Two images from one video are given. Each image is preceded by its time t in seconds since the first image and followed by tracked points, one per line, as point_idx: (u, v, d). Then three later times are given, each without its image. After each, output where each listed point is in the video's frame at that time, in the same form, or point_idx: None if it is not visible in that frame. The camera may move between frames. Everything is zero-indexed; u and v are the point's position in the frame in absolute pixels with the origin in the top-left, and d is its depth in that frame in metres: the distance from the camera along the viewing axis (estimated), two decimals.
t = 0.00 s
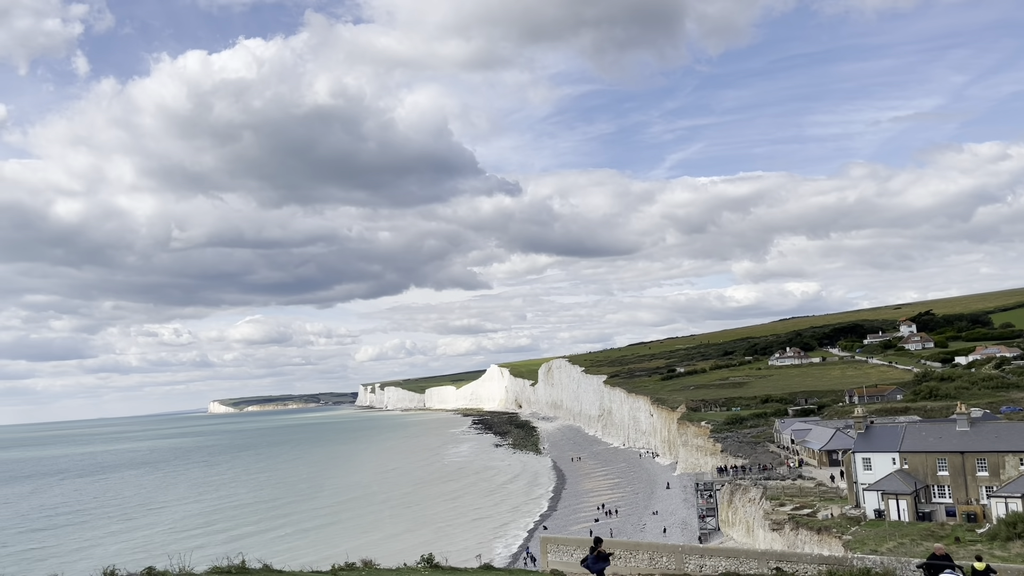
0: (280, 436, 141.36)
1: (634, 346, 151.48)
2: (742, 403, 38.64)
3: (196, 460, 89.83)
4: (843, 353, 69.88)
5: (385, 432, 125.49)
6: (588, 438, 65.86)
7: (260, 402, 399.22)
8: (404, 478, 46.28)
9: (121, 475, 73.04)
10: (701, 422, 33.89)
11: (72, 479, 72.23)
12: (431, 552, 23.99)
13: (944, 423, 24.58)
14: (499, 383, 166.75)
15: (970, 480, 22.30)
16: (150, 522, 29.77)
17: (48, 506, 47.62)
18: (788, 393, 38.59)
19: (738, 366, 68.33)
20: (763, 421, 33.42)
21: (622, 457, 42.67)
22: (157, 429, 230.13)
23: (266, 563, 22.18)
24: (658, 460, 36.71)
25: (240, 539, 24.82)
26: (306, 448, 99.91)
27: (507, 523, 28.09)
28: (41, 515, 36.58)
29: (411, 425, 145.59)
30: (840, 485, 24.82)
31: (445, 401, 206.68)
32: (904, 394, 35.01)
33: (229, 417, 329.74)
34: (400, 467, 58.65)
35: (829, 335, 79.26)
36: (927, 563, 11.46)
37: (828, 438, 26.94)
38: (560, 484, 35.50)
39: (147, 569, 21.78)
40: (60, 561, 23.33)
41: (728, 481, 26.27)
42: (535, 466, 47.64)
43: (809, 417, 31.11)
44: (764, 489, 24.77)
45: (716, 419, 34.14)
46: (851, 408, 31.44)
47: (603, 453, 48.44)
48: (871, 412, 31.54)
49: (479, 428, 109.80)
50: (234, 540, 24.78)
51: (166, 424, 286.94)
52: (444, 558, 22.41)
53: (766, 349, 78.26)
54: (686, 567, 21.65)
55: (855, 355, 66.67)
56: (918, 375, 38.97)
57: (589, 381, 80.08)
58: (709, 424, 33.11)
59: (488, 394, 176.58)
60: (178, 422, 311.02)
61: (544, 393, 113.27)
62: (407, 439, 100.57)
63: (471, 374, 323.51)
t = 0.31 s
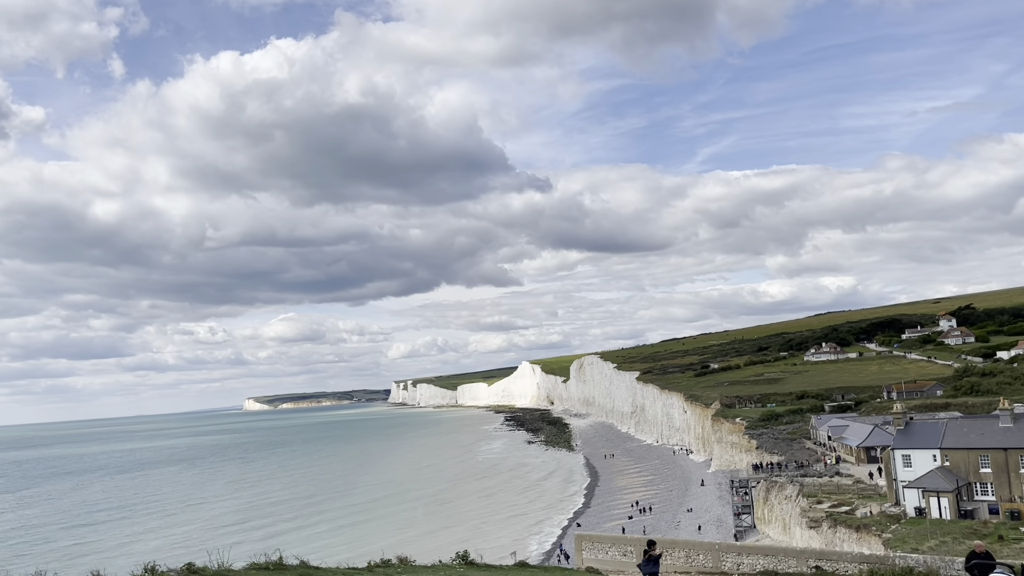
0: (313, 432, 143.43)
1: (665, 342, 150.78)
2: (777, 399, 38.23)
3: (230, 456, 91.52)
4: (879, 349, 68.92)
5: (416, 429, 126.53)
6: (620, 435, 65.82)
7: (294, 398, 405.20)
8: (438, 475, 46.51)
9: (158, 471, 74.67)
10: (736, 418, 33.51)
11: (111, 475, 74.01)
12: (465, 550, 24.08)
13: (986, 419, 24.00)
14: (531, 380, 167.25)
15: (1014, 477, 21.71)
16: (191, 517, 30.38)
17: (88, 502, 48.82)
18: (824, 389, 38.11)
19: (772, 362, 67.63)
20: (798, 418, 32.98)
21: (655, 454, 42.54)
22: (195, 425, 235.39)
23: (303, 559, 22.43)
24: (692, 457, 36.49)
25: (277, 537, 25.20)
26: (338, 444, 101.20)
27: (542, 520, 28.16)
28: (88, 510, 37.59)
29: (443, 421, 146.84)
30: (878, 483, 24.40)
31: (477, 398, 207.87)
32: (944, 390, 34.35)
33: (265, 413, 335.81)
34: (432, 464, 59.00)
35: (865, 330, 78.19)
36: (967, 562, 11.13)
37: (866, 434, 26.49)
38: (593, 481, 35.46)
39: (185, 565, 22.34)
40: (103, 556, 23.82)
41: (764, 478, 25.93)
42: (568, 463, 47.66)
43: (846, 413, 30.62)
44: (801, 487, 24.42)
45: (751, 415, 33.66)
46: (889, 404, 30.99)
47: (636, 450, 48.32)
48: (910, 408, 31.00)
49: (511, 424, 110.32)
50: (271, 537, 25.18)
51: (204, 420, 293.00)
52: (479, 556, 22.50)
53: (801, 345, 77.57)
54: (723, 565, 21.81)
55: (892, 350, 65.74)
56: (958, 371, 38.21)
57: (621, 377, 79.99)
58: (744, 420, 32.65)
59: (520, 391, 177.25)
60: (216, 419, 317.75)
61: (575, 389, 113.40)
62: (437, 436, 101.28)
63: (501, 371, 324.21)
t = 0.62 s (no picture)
0: (352, 428, 145.84)
1: (704, 338, 149.54)
2: (819, 395, 37.77)
3: (270, 452, 93.56)
4: (925, 343, 67.60)
5: (452, 425, 127.67)
6: (659, 431, 65.70)
7: (335, 394, 411.33)
8: (477, 471, 46.83)
9: (201, 466, 76.71)
10: (777, 414, 33.17)
11: (156, 470, 76.27)
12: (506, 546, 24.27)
13: None
14: (568, 375, 167.29)
15: None
16: (238, 510, 31.24)
17: (135, 495, 50.39)
18: (868, 385, 37.51)
19: (814, 357, 66.69)
20: (842, 413, 32.47)
21: (694, 449, 42.41)
22: (238, 421, 241.29)
23: (347, 554, 22.86)
24: (732, 453, 36.29)
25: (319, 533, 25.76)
26: (375, 440, 102.58)
27: (584, 516, 28.35)
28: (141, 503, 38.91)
29: (482, 417, 148.01)
30: (926, 480, 23.92)
31: (515, 394, 209.10)
32: (994, 385, 33.55)
33: (307, 408, 342.20)
34: (470, 460, 59.37)
35: (910, 325, 76.70)
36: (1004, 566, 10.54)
37: (911, 430, 26.01)
38: (633, 477, 35.51)
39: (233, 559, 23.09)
40: (154, 548, 24.55)
41: (806, 475, 25.62)
42: (607, 458, 47.76)
43: (891, 409, 30.08)
44: (845, 484, 24.04)
45: (794, 411, 33.25)
46: (936, 400, 30.45)
47: (675, 446, 48.09)
48: (959, 404, 30.34)
49: (550, 420, 110.82)
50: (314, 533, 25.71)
51: (248, 415, 299.99)
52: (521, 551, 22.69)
53: (843, 339, 76.50)
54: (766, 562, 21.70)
55: (938, 345, 64.47)
56: (1008, 366, 37.27)
57: (659, 373, 79.73)
58: (786, 416, 32.37)
59: (558, 386, 177.56)
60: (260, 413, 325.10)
61: (614, 385, 113.30)
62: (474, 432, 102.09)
63: (538, 366, 324.36)
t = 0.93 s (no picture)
0: (390, 424, 148.24)
1: (741, 334, 148.15)
2: (862, 391, 37.28)
3: (310, 447, 95.88)
4: (971, 339, 66.20)
5: (490, 421, 128.83)
6: (698, 427, 65.55)
7: (372, 391, 417.47)
8: (516, 467, 47.32)
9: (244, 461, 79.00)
10: (818, 411, 32.86)
11: (201, 464, 78.77)
12: (545, 542, 24.58)
13: None
14: (604, 372, 167.28)
15: None
16: (282, 504, 32.25)
17: (178, 489, 52.10)
18: (912, 381, 36.93)
19: (856, 353, 65.76)
20: (885, 410, 31.91)
21: (733, 446, 42.36)
22: (281, 417, 247.14)
23: (388, 549, 23.41)
24: (772, 449, 36.04)
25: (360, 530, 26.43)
26: (413, 436, 104.11)
27: (621, 513, 28.58)
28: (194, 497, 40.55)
29: (519, 413, 149.08)
30: (973, 478, 23.31)
31: (552, 391, 210.04)
32: None
33: (347, 405, 348.72)
34: (507, 456, 59.92)
35: (955, 321, 75.16)
36: None
37: (957, 428, 25.43)
38: (672, 474, 35.66)
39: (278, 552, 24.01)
40: (199, 542, 25.47)
41: (848, 472, 25.28)
42: (646, 455, 47.75)
43: (936, 406, 29.50)
44: (888, 482, 23.64)
45: (835, 408, 32.82)
46: (983, 397, 29.86)
47: (714, 443, 47.68)
48: (1007, 401, 29.70)
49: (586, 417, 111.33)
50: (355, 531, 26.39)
51: (291, 412, 306.69)
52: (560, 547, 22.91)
53: (886, 335, 75.33)
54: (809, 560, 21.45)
55: (985, 340, 63.13)
56: None
57: (697, 369, 79.56)
58: (827, 413, 32.05)
59: (594, 383, 177.81)
60: (303, 409, 332.40)
61: (650, 381, 113.08)
62: (509, 428, 102.79)
63: (575, 364, 323.97)
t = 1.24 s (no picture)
0: (431, 419, 150.69)
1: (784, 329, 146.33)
2: (909, 387, 36.52)
3: (351, 442, 97.88)
4: None
5: (529, 417, 129.81)
6: (741, 424, 65.35)
7: (413, 386, 424.66)
8: (558, 463, 47.60)
9: (288, 455, 81.29)
10: (864, 407, 32.36)
11: (245, 459, 80.95)
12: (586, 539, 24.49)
13: None
14: (645, 368, 167.02)
15: None
16: (324, 501, 33.17)
17: (224, 483, 54.06)
18: (962, 376, 36.14)
19: (903, 349, 64.70)
20: (934, 407, 31.12)
21: (777, 443, 42.69)
22: (327, 412, 253.23)
23: (429, 545, 23.60)
24: (816, 447, 36.47)
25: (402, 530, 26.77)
26: (453, 432, 105.39)
27: (663, 513, 28.56)
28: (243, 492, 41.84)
29: (559, 409, 150.22)
30: None
31: (592, 386, 211.24)
32: None
33: (391, 400, 356.05)
34: (547, 452, 60.27)
35: (1008, 314, 73.21)
36: None
37: (1010, 424, 24.62)
38: (713, 470, 36.30)
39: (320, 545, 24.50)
40: (243, 538, 26.51)
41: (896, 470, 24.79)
42: (688, 454, 46.62)
43: (988, 402, 28.64)
44: (937, 479, 23.04)
45: (881, 404, 32.10)
46: None
47: (757, 440, 48.23)
48: None
49: (627, 413, 111.69)
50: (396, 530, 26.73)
51: (338, 407, 314.20)
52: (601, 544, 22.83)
53: (934, 330, 73.80)
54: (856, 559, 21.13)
55: None
56: None
57: (739, 365, 79.23)
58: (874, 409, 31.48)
59: (635, 379, 177.79)
60: (349, 404, 340.20)
61: (692, 377, 112.55)
62: (547, 425, 103.36)
63: (615, 360, 324.40)
